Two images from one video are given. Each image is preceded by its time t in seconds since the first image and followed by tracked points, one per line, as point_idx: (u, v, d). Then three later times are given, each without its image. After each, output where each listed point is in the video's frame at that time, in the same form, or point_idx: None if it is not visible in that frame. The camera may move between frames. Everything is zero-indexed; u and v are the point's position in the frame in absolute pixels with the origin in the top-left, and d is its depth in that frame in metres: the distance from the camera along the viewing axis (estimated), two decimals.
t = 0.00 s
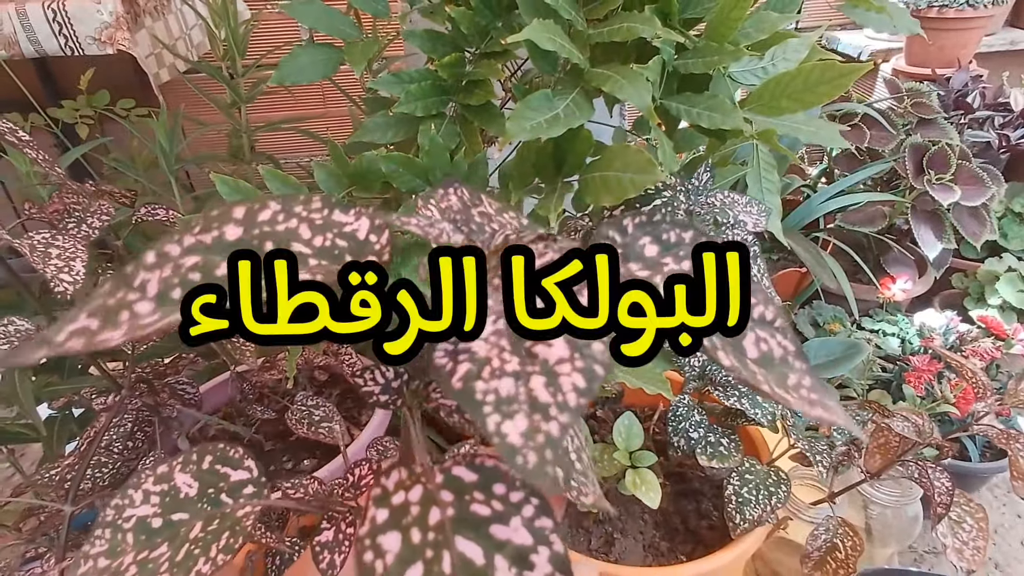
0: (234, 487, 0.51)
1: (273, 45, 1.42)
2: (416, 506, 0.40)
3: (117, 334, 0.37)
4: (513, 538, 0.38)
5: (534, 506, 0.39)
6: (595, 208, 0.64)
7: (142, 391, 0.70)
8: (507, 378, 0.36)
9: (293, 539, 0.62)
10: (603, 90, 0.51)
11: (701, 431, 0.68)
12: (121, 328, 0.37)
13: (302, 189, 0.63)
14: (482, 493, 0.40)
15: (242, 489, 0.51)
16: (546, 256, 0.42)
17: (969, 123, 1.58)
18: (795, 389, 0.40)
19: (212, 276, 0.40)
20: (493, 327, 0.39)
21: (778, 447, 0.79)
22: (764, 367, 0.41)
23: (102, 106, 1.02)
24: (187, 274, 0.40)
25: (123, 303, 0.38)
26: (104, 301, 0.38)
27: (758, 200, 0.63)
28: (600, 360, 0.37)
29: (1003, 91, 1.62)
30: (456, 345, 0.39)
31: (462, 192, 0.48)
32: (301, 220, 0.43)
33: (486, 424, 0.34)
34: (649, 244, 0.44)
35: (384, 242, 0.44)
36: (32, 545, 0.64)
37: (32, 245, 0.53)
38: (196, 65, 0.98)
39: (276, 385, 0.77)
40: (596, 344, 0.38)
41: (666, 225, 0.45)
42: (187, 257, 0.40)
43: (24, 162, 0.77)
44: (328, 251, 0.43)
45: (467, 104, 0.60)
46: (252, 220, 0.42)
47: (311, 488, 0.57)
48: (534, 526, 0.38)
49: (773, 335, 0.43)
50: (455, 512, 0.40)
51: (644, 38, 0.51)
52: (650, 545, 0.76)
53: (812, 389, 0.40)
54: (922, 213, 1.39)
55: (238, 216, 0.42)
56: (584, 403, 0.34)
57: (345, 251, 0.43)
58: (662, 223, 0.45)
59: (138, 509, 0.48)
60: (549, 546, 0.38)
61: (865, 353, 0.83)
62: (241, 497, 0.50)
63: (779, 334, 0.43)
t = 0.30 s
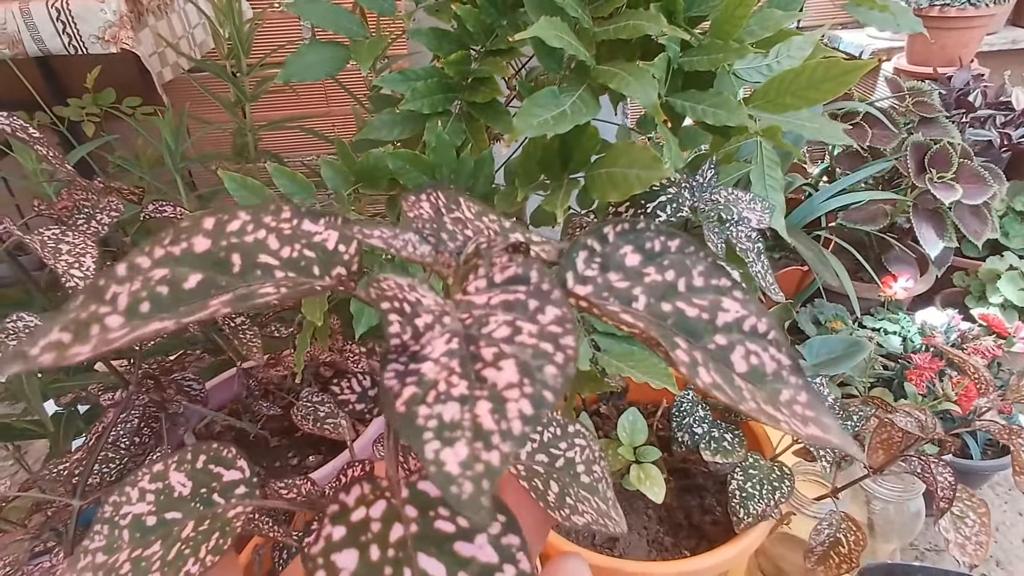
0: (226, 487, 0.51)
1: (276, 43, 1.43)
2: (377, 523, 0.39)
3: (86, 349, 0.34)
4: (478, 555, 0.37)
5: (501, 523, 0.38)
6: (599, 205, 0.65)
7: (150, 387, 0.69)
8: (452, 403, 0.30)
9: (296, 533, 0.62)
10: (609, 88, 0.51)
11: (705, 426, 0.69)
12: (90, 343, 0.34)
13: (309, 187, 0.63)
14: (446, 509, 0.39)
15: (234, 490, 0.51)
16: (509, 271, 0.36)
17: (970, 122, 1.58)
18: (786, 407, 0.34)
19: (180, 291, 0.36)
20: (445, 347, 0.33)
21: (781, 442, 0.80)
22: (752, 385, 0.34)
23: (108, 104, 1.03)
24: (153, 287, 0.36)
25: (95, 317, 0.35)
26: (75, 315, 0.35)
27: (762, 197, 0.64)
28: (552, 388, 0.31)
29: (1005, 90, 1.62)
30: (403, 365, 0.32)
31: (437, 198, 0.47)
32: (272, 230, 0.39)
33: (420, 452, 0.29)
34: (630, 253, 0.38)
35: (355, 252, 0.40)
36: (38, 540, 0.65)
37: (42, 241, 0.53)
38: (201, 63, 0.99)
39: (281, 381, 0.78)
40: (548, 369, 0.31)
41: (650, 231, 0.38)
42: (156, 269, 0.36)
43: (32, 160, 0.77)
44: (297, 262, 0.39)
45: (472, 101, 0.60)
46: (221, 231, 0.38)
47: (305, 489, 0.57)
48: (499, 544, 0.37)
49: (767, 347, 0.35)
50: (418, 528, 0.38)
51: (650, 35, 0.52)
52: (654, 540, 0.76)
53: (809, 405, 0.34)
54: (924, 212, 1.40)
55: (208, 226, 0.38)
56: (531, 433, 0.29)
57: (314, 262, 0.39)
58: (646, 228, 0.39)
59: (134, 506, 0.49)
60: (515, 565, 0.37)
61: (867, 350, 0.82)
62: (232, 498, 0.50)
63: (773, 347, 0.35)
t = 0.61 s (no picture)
0: (228, 482, 0.51)
1: (278, 42, 1.43)
2: (363, 522, 0.40)
3: (85, 339, 0.33)
4: (461, 560, 0.37)
5: (487, 528, 0.39)
6: (603, 203, 0.65)
7: (155, 384, 0.70)
8: (430, 403, 0.30)
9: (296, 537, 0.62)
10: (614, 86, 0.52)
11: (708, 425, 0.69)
12: (90, 335, 0.33)
13: (315, 185, 0.64)
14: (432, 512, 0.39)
15: (235, 485, 0.51)
16: (498, 272, 0.37)
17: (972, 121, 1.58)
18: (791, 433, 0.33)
19: (178, 287, 0.36)
20: (428, 346, 0.33)
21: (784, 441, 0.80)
22: (752, 408, 0.33)
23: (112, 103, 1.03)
24: (154, 280, 0.36)
25: (97, 308, 0.34)
26: (79, 307, 0.35)
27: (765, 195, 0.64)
28: (532, 390, 0.30)
29: (1007, 89, 1.62)
30: (387, 361, 0.33)
31: (437, 197, 0.46)
32: (269, 227, 0.39)
33: (396, 452, 0.29)
34: (630, 262, 0.38)
35: (349, 251, 0.40)
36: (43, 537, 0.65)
37: (50, 239, 0.54)
38: (205, 62, 0.99)
39: (285, 380, 0.78)
40: (530, 371, 0.31)
41: (652, 243, 0.39)
42: (160, 263, 0.36)
43: (36, 159, 0.78)
44: (293, 259, 0.39)
45: (477, 100, 0.61)
46: (220, 230, 0.38)
47: (304, 485, 0.59)
48: (482, 550, 0.38)
49: (769, 370, 0.34)
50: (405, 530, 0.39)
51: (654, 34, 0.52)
52: (658, 538, 0.76)
53: (812, 434, 0.32)
54: (926, 210, 1.40)
55: (209, 224, 0.38)
56: (508, 435, 0.28)
57: (309, 259, 0.39)
58: (648, 240, 0.39)
59: (138, 500, 0.49)
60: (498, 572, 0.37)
61: (869, 350, 0.81)
62: (235, 492, 0.51)
63: (776, 371, 0.34)
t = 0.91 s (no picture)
0: (227, 483, 0.51)
1: (280, 42, 1.43)
2: (359, 521, 0.40)
3: (79, 346, 0.34)
4: (459, 553, 0.38)
5: (484, 521, 0.39)
6: (607, 203, 0.65)
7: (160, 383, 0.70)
8: (423, 400, 0.30)
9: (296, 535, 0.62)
10: (616, 86, 0.52)
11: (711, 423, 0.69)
12: (85, 342, 0.34)
13: (319, 185, 0.64)
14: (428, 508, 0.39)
15: (235, 486, 0.52)
16: (487, 269, 0.38)
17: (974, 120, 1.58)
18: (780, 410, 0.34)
19: (170, 291, 0.36)
20: (420, 344, 0.34)
21: (785, 439, 0.80)
22: (741, 380, 0.34)
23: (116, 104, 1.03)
24: (146, 285, 0.36)
25: (91, 315, 0.35)
26: (73, 313, 0.35)
27: (767, 194, 0.64)
28: (523, 384, 0.31)
29: (1009, 89, 1.62)
30: (380, 361, 0.33)
31: (425, 196, 0.46)
32: (261, 231, 0.39)
33: (390, 450, 0.29)
34: (616, 248, 0.38)
35: (340, 251, 0.40)
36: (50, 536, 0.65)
37: (56, 239, 0.54)
38: (208, 63, 0.99)
39: (288, 378, 0.79)
40: (521, 365, 0.31)
41: (636, 226, 0.39)
42: (151, 268, 0.37)
43: (40, 160, 0.78)
44: (284, 262, 0.39)
45: (480, 100, 0.61)
46: (211, 232, 0.39)
47: (305, 484, 0.59)
48: (480, 542, 0.38)
49: (754, 341, 0.35)
50: (401, 527, 0.39)
51: (657, 35, 0.52)
52: (660, 536, 0.77)
53: (798, 397, 0.34)
54: (927, 210, 1.40)
55: (199, 228, 0.39)
56: (501, 430, 0.29)
57: (300, 262, 0.39)
58: (631, 224, 0.39)
59: (139, 503, 0.49)
60: (496, 563, 0.38)
61: (869, 349, 0.81)
62: (234, 494, 0.51)
63: (761, 340, 0.35)
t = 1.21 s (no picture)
0: (230, 484, 0.52)
1: (284, 43, 1.43)
2: (352, 527, 0.40)
3: (85, 343, 0.34)
4: (452, 561, 0.38)
5: (477, 528, 0.39)
6: (611, 202, 0.66)
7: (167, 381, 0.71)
8: (407, 410, 0.31)
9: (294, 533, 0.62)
10: (620, 86, 0.52)
11: (714, 423, 0.69)
12: (89, 338, 0.34)
13: (325, 184, 0.64)
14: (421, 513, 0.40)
15: (238, 487, 0.52)
16: (479, 277, 0.37)
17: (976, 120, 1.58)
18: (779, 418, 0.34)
19: (172, 292, 0.37)
20: (407, 352, 0.34)
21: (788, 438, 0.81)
22: (740, 394, 0.34)
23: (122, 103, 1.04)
24: (149, 285, 0.37)
25: (97, 312, 0.36)
26: (81, 309, 0.36)
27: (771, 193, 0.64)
28: (507, 396, 0.31)
29: (1011, 88, 1.62)
30: (366, 369, 0.33)
31: (423, 201, 0.47)
32: (259, 232, 0.40)
33: (372, 458, 0.29)
34: (614, 256, 0.39)
35: (338, 255, 0.41)
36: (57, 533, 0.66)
37: (65, 238, 0.54)
38: (213, 62, 1.00)
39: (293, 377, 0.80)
40: (505, 377, 0.31)
41: (634, 235, 0.39)
42: (152, 271, 0.37)
43: (46, 159, 0.79)
44: (281, 266, 0.39)
45: (485, 100, 0.61)
46: (213, 233, 0.39)
47: (307, 485, 0.60)
48: (472, 552, 0.38)
49: (755, 355, 0.35)
50: (393, 533, 0.39)
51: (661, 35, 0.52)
52: (664, 534, 0.77)
53: (799, 415, 0.33)
54: (929, 209, 1.40)
55: (202, 228, 0.39)
56: (481, 442, 0.29)
57: (297, 266, 0.40)
58: (630, 232, 0.39)
59: (143, 502, 0.49)
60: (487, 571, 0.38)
61: (873, 348, 0.81)
62: (236, 494, 0.51)
63: (762, 354, 0.35)
